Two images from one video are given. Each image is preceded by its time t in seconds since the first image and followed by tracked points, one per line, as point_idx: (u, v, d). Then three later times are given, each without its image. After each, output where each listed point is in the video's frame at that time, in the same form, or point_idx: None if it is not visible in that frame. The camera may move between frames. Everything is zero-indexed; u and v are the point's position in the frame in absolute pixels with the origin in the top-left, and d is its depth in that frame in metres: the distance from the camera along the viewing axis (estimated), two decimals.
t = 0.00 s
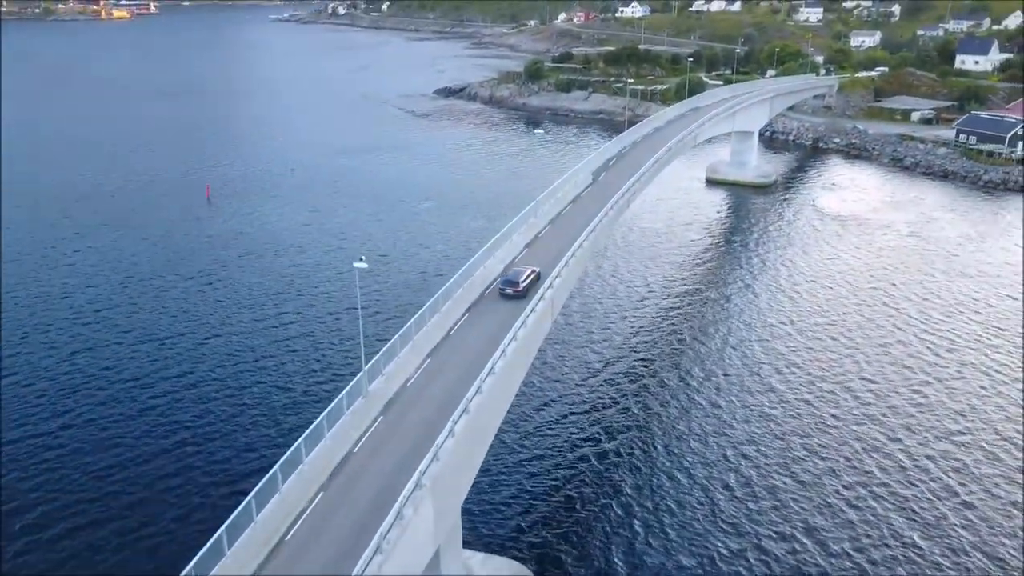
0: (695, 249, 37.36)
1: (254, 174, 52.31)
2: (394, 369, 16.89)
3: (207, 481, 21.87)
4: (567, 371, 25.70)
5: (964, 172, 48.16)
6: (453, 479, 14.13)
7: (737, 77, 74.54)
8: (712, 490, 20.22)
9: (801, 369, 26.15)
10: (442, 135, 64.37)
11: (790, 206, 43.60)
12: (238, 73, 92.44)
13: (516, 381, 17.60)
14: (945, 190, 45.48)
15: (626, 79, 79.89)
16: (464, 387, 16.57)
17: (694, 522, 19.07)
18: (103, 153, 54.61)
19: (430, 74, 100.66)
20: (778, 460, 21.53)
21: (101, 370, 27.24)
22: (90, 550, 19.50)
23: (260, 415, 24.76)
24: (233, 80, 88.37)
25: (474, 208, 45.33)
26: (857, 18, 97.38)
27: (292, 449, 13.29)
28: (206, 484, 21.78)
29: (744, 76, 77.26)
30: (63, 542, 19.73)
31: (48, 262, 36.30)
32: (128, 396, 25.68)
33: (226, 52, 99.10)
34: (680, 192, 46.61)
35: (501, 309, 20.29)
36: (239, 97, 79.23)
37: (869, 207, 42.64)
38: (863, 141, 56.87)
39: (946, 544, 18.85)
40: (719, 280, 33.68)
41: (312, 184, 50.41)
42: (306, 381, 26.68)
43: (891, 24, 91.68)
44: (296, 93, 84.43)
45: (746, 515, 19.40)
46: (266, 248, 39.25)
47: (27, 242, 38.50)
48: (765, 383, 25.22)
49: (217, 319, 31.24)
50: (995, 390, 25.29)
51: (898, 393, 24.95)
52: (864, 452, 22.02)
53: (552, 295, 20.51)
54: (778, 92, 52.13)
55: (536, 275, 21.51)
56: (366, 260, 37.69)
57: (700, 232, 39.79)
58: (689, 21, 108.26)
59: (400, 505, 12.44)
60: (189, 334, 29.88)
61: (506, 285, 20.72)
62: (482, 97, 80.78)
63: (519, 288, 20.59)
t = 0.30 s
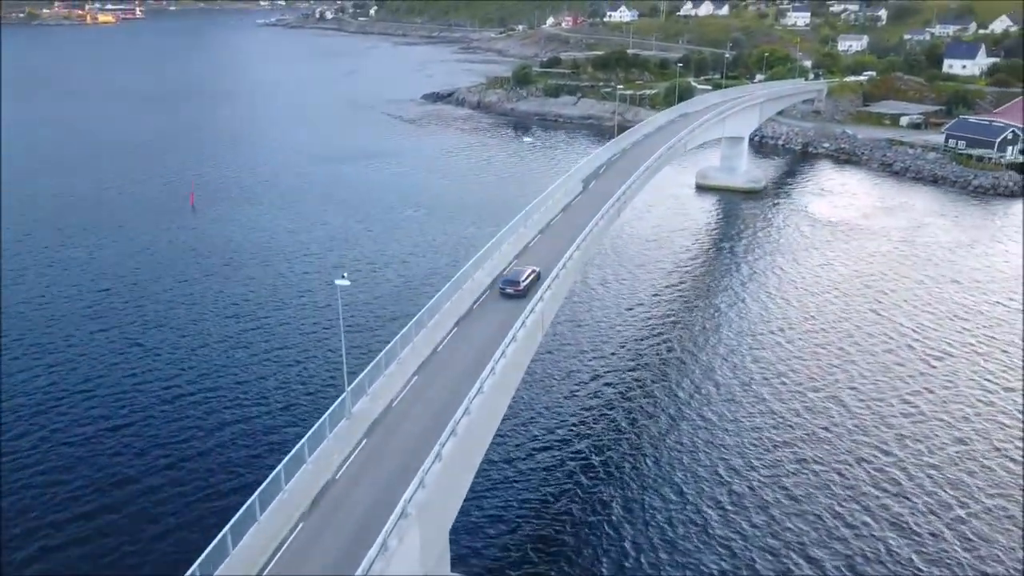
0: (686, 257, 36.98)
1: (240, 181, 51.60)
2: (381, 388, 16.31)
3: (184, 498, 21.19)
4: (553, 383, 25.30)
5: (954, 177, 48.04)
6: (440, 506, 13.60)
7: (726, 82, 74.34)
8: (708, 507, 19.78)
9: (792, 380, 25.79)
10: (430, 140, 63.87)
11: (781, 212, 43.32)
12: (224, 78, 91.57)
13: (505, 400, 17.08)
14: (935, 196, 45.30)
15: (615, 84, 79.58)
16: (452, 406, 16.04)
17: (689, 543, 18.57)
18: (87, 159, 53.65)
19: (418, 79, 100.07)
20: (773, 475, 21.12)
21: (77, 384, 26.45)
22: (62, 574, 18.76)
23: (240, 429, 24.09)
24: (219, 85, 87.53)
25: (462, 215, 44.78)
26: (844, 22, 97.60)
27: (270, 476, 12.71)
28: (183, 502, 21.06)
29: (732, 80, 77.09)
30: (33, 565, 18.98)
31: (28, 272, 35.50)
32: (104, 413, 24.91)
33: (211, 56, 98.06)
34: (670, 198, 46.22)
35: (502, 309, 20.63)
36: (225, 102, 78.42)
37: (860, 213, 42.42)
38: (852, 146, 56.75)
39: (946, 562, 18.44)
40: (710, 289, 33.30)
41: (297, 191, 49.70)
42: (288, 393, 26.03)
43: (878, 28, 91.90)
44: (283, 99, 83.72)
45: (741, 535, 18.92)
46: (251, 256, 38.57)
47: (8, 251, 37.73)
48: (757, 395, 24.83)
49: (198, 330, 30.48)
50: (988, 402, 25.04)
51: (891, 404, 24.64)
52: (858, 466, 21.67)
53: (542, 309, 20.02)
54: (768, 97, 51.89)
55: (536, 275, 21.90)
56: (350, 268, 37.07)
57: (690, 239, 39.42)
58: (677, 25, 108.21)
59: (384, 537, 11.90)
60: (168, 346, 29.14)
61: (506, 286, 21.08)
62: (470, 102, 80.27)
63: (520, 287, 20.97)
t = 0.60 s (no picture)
0: (677, 265, 36.60)
1: (224, 190, 50.86)
2: (364, 411, 15.67)
3: (161, 520, 20.49)
4: (541, 398, 24.76)
5: (944, 182, 47.91)
6: (426, 537, 13.05)
7: (715, 87, 74.17)
8: (703, 526, 19.27)
9: (784, 392, 25.35)
10: (418, 147, 63.29)
11: (771, 219, 43.03)
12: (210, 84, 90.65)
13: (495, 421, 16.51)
14: (924, 201, 45.23)
15: (603, 90, 79.32)
16: (438, 429, 15.43)
17: (685, 566, 18.00)
18: (68, 168, 52.71)
19: (406, 85, 99.50)
20: (768, 491, 20.66)
21: (51, 401, 25.69)
22: None
23: (222, 447, 23.41)
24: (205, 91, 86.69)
25: (449, 223, 44.19)
26: (830, 27, 97.88)
27: (247, 508, 12.06)
28: (159, 523, 20.37)
29: (721, 86, 76.96)
30: None
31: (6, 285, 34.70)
32: (79, 430, 24.17)
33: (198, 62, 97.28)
34: (659, 205, 45.80)
35: (504, 309, 20.92)
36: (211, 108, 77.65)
37: (851, 220, 42.16)
38: (841, 152, 56.61)
39: None
40: (702, 297, 32.87)
41: (281, 199, 48.97)
42: (269, 409, 25.33)
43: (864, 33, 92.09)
44: (269, 106, 82.96)
45: (737, 557, 18.35)
46: (235, 266, 37.86)
47: None
48: (748, 408, 24.37)
49: (178, 344, 29.75)
50: (983, 413, 24.69)
51: (885, 416, 24.25)
52: (852, 481, 21.25)
53: (537, 314, 20.05)
54: (757, 102, 51.61)
55: (535, 275, 22.21)
56: (335, 278, 36.40)
57: (681, 246, 39.03)
58: (664, 31, 108.22)
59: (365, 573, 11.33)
60: (146, 360, 28.39)
61: (506, 286, 21.40)
62: (458, 109, 79.80)
63: (520, 287, 21.31)
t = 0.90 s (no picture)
0: (666, 273, 36.23)
1: (208, 198, 50.12)
2: (348, 433, 15.20)
3: (138, 542, 19.82)
4: (526, 412, 24.28)
5: (932, 189, 47.83)
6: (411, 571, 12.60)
7: (702, 93, 74.07)
8: (697, 544, 18.82)
9: (776, 405, 24.92)
10: (404, 154, 62.74)
11: (760, 225, 42.77)
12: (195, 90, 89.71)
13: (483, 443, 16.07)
14: (913, 207, 45.17)
15: (590, 96, 79.07)
16: (425, 450, 14.99)
17: None
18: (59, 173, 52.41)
19: (392, 91, 98.95)
20: (762, 508, 20.22)
21: (23, 419, 24.86)
22: None
23: (202, 464, 22.76)
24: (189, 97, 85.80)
25: (436, 231, 43.61)
26: (816, 33, 98.20)
27: (223, 543, 11.46)
28: (136, 545, 19.71)
29: (708, 91, 76.87)
30: None
31: None
32: (54, 448, 23.47)
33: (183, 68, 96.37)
34: (647, 212, 45.43)
35: (505, 310, 21.16)
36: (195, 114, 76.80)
37: (841, 226, 41.94)
38: (829, 157, 56.51)
39: None
40: (691, 306, 32.48)
41: (266, 207, 48.35)
42: (249, 425, 24.62)
43: (849, 38, 92.43)
44: (254, 113, 82.19)
45: None
46: (217, 276, 37.14)
47: None
48: (740, 422, 23.94)
49: (156, 357, 29.00)
50: (977, 424, 24.31)
51: (878, 429, 23.84)
52: (847, 497, 20.82)
53: (536, 318, 20.32)
54: (746, 108, 51.42)
55: (535, 275, 22.55)
56: (320, 289, 35.77)
57: (670, 254, 38.68)
58: (651, 37, 108.33)
59: None
60: (123, 375, 27.63)
61: (506, 286, 21.63)
62: (445, 115, 79.34)
63: (520, 287, 21.56)
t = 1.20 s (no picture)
0: (656, 282, 35.75)
1: (192, 207, 49.29)
2: (330, 458, 14.53)
3: (111, 566, 19.09)
4: (516, 429, 23.64)
5: (922, 195, 47.65)
6: None
7: (690, 99, 73.84)
8: (689, 566, 18.25)
9: (769, 419, 24.41)
10: (391, 161, 62.08)
11: (750, 233, 42.40)
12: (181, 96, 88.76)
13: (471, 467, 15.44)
14: (903, 214, 44.96)
15: (578, 101, 78.71)
16: (411, 476, 14.37)
17: None
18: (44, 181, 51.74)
19: (379, 97, 98.25)
20: (755, 527, 19.68)
21: None
22: None
23: (179, 483, 22.01)
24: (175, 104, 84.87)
25: (423, 240, 42.99)
26: (803, 38, 98.32)
27: None
28: (109, 570, 18.97)
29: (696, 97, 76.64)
30: None
31: None
32: (27, 468, 22.70)
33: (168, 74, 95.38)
34: (637, 220, 45.01)
35: (504, 310, 21.85)
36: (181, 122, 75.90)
37: (832, 233, 41.62)
38: (818, 163, 56.30)
39: None
40: (681, 316, 31.98)
41: (250, 217, 47.69)
42: (229, 442, 23.89)
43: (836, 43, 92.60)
44: (240, 120, 81.37)
45: None
46: (199, 287, 36.35)
47: None
48: (733, 437, 23.40)
49: (135, 371, 28.27)
50: (974, 438, 23.82)
51: (875, 444, 23.33)
52: (843, 515, 20.28)
53: (535, 314, 20.96)
54: (735, 114, 51.08)
55: (533, 277, 23.18)
56: (304, 300, 35.03)
57: (660, 263, 38.21)
58: (638, 42, 108.21)
59: None
60: (102, 390, 26.89)
61: (506, 287, 22.32)
62: (431, 121, 78.76)
63: (519, 288, 22.27)
